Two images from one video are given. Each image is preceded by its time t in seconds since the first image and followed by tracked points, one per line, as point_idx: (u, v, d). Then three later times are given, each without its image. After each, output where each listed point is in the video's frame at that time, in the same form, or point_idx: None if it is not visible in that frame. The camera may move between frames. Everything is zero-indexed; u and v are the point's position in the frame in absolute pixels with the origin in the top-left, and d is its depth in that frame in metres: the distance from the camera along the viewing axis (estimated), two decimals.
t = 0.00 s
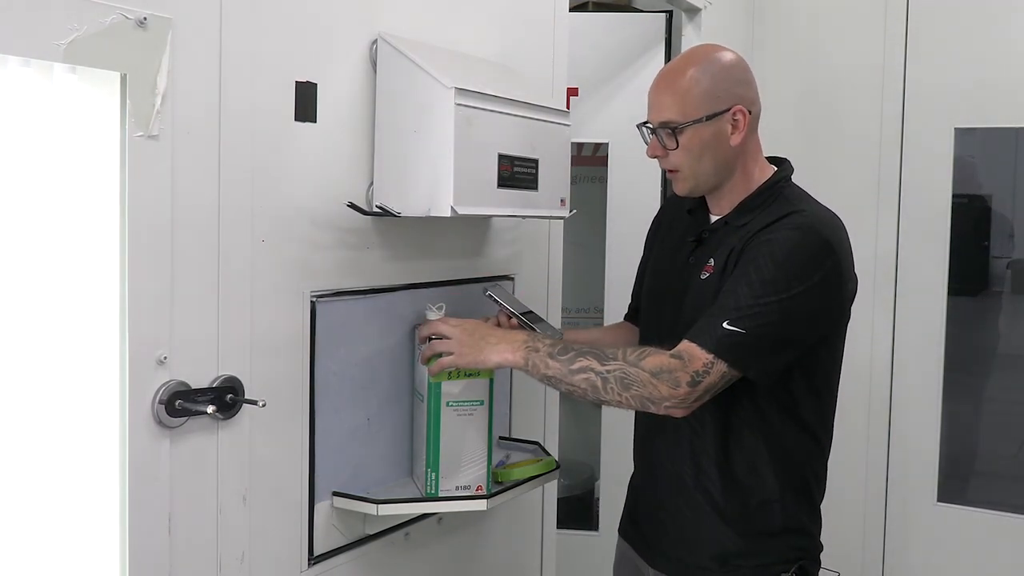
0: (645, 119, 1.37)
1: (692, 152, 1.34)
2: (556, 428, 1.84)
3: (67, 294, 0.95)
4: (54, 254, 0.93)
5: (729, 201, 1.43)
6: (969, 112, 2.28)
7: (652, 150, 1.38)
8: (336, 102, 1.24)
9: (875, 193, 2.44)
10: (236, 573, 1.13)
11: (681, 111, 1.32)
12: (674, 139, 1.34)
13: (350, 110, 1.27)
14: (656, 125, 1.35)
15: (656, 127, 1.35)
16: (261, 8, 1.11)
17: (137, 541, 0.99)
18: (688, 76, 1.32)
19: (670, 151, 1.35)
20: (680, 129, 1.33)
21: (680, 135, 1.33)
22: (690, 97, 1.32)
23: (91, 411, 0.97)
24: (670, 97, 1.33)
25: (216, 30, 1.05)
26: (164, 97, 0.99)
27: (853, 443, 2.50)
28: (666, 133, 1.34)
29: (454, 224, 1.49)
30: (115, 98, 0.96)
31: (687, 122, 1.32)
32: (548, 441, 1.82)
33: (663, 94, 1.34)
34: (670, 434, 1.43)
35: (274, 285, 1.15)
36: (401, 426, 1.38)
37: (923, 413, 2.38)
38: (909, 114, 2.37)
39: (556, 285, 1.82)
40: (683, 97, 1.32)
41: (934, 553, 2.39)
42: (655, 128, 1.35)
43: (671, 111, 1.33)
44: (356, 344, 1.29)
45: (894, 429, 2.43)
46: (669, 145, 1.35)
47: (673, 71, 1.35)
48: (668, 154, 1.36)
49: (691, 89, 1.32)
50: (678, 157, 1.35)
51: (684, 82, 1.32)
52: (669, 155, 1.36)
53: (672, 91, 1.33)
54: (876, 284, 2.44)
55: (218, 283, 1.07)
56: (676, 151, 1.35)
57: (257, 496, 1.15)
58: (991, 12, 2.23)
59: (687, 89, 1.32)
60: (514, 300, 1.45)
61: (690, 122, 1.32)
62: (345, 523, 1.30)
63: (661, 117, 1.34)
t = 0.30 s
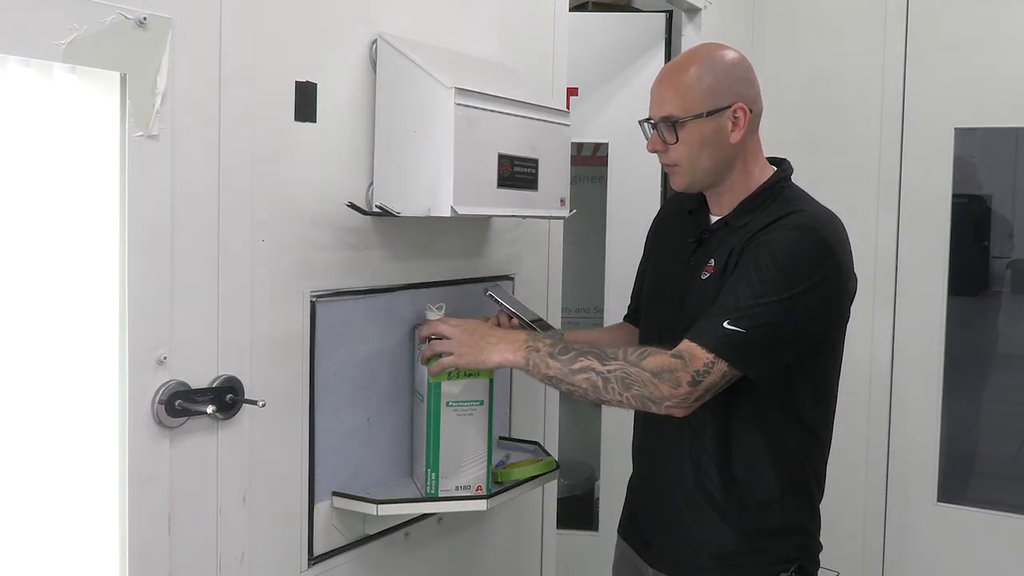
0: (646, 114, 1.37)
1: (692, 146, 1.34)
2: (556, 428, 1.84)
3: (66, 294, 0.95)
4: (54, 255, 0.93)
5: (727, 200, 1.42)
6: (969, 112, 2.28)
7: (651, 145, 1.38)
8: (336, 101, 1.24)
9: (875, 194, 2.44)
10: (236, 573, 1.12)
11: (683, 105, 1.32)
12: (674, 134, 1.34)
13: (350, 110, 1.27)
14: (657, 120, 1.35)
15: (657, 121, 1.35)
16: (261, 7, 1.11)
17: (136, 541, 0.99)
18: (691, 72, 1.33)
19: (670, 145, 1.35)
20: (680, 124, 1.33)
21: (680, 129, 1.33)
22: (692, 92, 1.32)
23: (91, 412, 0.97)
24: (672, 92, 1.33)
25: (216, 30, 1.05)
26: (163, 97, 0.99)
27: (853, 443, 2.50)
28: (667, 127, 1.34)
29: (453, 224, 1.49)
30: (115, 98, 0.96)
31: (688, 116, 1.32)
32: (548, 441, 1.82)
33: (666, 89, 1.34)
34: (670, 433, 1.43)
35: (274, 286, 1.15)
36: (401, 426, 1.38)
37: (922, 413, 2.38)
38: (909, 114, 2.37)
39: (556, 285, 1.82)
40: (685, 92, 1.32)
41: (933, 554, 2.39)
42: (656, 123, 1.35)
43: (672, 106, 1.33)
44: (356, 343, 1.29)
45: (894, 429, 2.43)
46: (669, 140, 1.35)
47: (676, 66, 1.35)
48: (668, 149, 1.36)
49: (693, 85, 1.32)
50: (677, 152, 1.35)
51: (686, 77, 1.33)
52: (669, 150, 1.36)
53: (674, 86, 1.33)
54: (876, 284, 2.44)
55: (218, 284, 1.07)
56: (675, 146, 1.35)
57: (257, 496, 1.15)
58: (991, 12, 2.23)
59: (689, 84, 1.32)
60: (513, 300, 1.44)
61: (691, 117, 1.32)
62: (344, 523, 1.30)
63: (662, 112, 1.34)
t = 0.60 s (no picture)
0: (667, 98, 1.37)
1: (714, 135, 1.34)
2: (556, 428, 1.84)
3: (66, 294, 0.95)
4: (54, 254, 0.93)
5: (727, 198, 1.43)
6: (969, 112, 2.28)
7: (668, 129, 1.37)
8: (336, 102, 1.24)
9: (875, 194, 2.44)
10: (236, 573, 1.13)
11: (710, 93, 1.33)
12: (697, 120, 1.34)
13: (350, 110, 1.27)
14: (679, 105, 1.35)
15: (680, 105, 1.35)
16: (260, 7, 1.11)
17: (136, 541, 0.99)
18: (718, 63, 1.34)
19: (690, 131, 1.35)
20: (706, 111, 1.33)
21: (705, 115, 1.33)
22: (721, 81, 1.33)
23: (91, 412, 0.97)
24: (697, 79, 1.34)
25: (216, 30, 1.05)
26: (164, 97, 0.99)
27: (853, 442, 2.50)
28: (690, 112, 1.34)
29: (453, 224, 1.49)
30: (115, 98, 0.96)
31: (715, 105, 1.33)
32: (548, 441, 1.82)
33: (690, 75, 1.34)
34: (671, 432, 1.43)
35: (274, 285, 1.16)
36: (402, 426, 1.38)
37: (922, 413, 2.38)
38: (909, 114, 2.37)
39: (556, 285, 1.82)
40: (711, 81, 1.33)
41: (933, 554, 2.39)
42: (678, 107, 1.35)
43: (698, 92, 1.33)
44: (356, 343, 1.29)
45: (893, 428, 2.43)
46: (689, 125, 1.35)
47: (700, 56, 1.36)
48: (687, 135, 1.35)
49: (721, 75, 1.34)
50: (697, 139, 1.35)
51: (714, 67, 1.34)
52: (687, 136, 1.35)
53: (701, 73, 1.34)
54: (876, 284, 2.44)
55: (218, 284, 1.07)
56: (696, 132, 1.34)
57: (257, 495, 1.15)
58: (991, 12, 2.23)
59: (717, 74, 1.34)
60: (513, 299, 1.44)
61: (717, 105, 1.33)
62: (344, 523, 1.30)
63: (687, 96, 1.34)
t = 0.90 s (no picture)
0: (656, 100, 1.36)
1: (705, 136, 1.33)
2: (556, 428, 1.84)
3: (67, 294, 0.95)
4: (54, 254, 0.93)
5: (714, 199, 1.43)
6: (969, 112, 2.28)
7: (658, 131, 1.35)
8: (336, 102, 1.24)
9: (875, 194, 2.44)
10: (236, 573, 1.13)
11: (701, 95, 1.33)
12: (688, 121, 1.33)
13: (351, 111, 1.27)
14: (668, 107, 1.34)
15: (670, 107, 1.34)
16: (260, 6, 1.11)
17: (137, 542, 0.99)
18: (707, 65, 1.34)
19: (681, 132, 1.33)
20: (697, 112, 1.32)
21: (696, 117, 1.32)
22: (710, 83, 1.33)
23: (91, 412, 0.97)
24: (686, 81, 1.33)
25: (215, 30, 1.05)
26: (163, 97, 0.99)
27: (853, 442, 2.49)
28: (681, 113, 1.33)
29: (453, 224, 1.49)
30: (115, 98, 0.96)
31: (705, 106, 1.32)
32: (548, 441, 1.82)
33: (678, 78, 1.34)
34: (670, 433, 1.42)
35: (274, 285, 1.16)
36: (402, 426, 1.38)
37: (922, 413, 2.38)
38: (910, 114, 2.37)
39: (556, 285, 1.82)
40: (701, 83, 1.33)
41: (934, 554, 2.39)
42: (668, 108, 1.34)
43: (689, 94, 1.33)
44: (356, 343, 1.29)
45: (894, 428, 2.43)
46: (679, 127, 1.33)
47: (688, 59, 1.36)
48: (677, 137, 1.34)
49: (710, 77, 1.34)
50: (687, 140, 1.33)
51: (704, 69, 1.34)
52: (678, 137, 1.34)
53: (692, 75, 1.34)
54: (876, 284, 2.44)
55: (218, 284, 1.07)
56: (687, 133, 1.33)
57: (257, 495, 1.15)
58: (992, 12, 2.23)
59: (707, 76, 1.34)
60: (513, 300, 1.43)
61: (708, 107, 1.32)
62: (344, 523, 1.30)
63: (677, 98, 1.33)
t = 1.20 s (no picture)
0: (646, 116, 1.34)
1: (697, 150, 1.32)
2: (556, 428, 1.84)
3: (67, 294, 0.95)
4: (54, 254, 0.93)
5: (713, 206, 1.42)
6: (969, 112, 2.28)
7: (651, 147, 1.35)
8: (336, 102, 1.24)
9: (875, 193, 2.44)
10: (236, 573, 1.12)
11: (690, 109, 1.32)
12: (680, 136, 1.32)
13: (351, 110, 1.27)
14: (660, 123, 1.33)
15: (661, 123, 1.33)
16: (260, 6, 1.10)
17: (137, 542, 0.99)
18: (695, 77, 1.33)
19: (673, 147, 1.33)
20: (688, 127, 1.31)
21: (687, 131, 1.32)
22: (700, 96, 1.32)
23: (91, 412, 0.97)
24: (676, 96, 1.32)
25: (215, 30, 1.05)
26: (163, 97, 0.99)
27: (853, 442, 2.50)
28: (673, 129, 1.32)
29: (453, 225, 1.48)
30: (115, 98, 0.96)
31: (696, 120, 1.31)
32: (548, 441, 1.82)
33: (668, 92, 1.33)
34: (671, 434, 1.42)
35: (274, 285, 1.16)
36: (401, 426, 1.38)
37: (922, 413, 2.38)
38: (910, 114, 2.37)
39: (556, 285, 1.82)
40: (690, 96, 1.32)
41: (934, 553, 2.39)
42: (659, 124, 1.32)
43: (678, 109, 1.32)
44: (356, 344, 1.29)
45: (893, 428, 2.43)
46: (672, 142, 1.33)
47: (676, 71, 1.35)
48: (671, 152, 1.33)
49: (699, 90, 1.32)
50: (681, 155, 1.33)
51: (692, 83, 1.33)
52: (671, 152, 1.33)
53: (680, 89, 1.32)
54: (875, 283, 2.44)
55: (218, 284, 1.07)
56: (680, 148, 1.32)
57: (257, 495, 1.15)
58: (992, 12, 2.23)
59: (696, 89, 1.32)
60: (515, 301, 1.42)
61: (699, 120, 1.31)
62: (344, 523, 1.30)
63: (668, 114, 1.32)
